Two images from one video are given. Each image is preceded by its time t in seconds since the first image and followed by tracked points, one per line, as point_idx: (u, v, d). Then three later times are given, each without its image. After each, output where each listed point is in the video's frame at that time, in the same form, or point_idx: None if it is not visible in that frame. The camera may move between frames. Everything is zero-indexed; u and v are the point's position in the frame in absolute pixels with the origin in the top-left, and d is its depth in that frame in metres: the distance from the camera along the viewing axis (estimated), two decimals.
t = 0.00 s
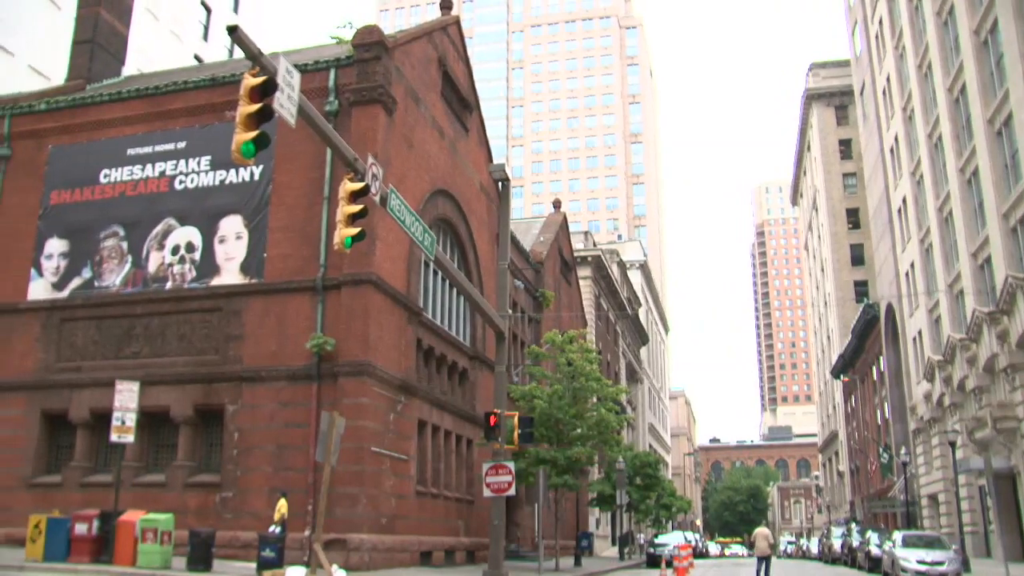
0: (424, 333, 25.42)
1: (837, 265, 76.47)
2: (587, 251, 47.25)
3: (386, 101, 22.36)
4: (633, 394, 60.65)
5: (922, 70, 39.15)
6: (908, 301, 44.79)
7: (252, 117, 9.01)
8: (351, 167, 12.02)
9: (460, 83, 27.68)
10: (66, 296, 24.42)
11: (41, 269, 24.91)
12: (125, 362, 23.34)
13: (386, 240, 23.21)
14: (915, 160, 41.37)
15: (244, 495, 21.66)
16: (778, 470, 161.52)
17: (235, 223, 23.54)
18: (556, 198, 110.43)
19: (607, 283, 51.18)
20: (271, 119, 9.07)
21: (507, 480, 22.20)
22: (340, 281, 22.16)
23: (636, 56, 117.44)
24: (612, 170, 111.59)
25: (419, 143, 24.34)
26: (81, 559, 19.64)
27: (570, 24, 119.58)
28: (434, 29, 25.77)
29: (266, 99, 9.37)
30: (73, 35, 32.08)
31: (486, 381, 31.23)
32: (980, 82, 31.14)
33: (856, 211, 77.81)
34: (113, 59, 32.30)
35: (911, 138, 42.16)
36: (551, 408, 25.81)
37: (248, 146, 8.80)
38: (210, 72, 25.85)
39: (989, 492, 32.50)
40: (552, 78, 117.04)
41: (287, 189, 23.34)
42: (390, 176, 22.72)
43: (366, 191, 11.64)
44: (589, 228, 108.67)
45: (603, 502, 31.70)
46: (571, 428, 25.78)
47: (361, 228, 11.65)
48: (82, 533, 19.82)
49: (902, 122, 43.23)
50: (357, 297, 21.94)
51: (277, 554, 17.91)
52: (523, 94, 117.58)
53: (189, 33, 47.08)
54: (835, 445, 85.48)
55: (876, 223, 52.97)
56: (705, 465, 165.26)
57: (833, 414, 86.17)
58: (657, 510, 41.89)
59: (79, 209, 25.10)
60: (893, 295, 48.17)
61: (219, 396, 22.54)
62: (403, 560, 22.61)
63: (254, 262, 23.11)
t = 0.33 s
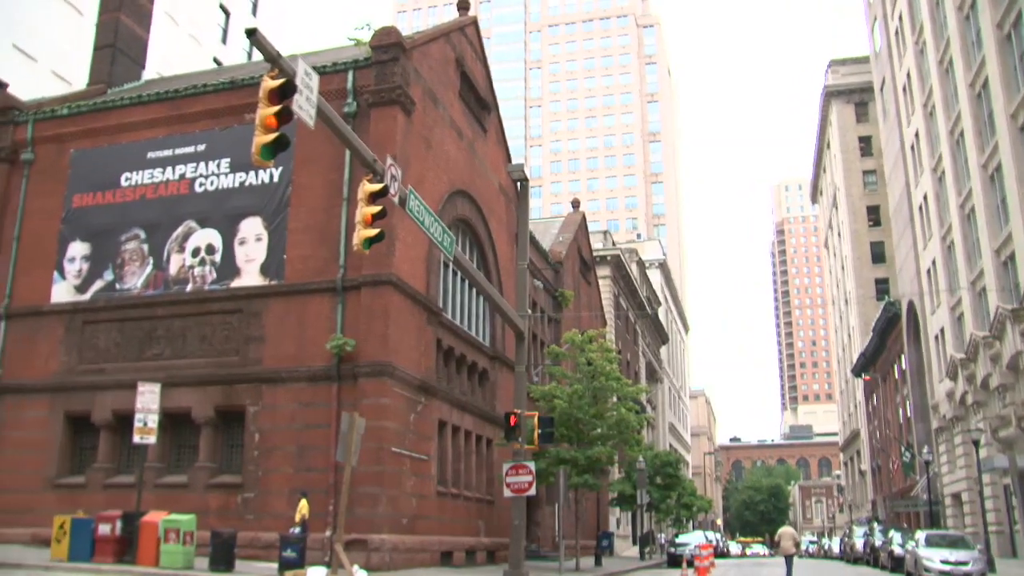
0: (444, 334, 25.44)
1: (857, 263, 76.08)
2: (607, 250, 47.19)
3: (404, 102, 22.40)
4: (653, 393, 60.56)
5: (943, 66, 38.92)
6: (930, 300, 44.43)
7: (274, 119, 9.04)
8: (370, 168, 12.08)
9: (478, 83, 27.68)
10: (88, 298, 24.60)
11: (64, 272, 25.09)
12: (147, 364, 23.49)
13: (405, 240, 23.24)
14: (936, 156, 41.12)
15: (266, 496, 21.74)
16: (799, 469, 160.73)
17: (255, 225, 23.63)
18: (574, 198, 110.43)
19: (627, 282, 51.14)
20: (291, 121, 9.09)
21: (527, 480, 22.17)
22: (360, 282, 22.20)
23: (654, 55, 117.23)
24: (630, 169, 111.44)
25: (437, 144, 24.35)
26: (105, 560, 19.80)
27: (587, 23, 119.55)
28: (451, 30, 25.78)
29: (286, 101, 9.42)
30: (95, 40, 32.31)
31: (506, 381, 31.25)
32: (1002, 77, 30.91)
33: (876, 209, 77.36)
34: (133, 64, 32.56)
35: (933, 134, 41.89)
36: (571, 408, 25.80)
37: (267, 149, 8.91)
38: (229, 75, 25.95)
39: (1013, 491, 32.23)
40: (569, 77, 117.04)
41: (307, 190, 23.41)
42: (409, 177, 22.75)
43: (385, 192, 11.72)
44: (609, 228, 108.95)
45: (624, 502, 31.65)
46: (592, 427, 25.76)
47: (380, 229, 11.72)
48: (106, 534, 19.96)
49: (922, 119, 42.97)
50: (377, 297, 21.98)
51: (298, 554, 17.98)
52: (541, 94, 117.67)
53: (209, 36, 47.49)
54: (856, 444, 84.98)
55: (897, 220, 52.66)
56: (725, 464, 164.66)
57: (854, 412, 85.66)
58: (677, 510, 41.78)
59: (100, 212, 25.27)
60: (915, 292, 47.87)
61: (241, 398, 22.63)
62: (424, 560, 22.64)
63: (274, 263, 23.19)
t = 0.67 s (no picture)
0: (464, 334, 25.48)
1: (878, 261, 75.65)
2: (626, 249, 47.11)
3: (422, 103, 22.43)
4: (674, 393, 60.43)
5: (964, 61, 38.66)
6: (952, 297, 44.11)
7: (293, 120, 9.09)
8: (389, 169, 12.15)
9: (495, 83, 27.68)
10: (110, 301, 24.74)
11: (86, 275, 25.25)
12: (168, 365, 23.64)
13: (424, 241, 23.27)
14: (958, 152, 40.87)
15: (287, 496, 21.82)
16: (819, 468, 159.99)
17: (275, 226, 23.72)
18: (593, 197, 110.39)
19: (646, 281, 51.09)
20: (310, 122, 9.14)
21: (548, 480, 22.15)
22: (380, 282, 22.24)
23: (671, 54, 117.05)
24: (649, 168, 111.25)
25: (455, 144, 24.37)
26: (129, 560, 19.96)
27: (604, 22, 119.53)
28: (469, 30, 25.79)
29: (305, 102, 9.47)
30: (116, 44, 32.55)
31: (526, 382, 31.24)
32: None
33: (897, 206, 76.90)
34: (154, 68, 32.77)
35: (954, 130, 41.61)
36: (591, 408, 25.79)
37: (287, 152, 8.98)
38: (248, 78, 26.06)
39: None
40: (588, 77, 117.03)
41: (325, 191, 23.49)
42: (428, 177, 22.76)
43: (404, 193, 11.79)
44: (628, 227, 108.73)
45: (644, 501, 31.57)
46: (611, 427, 25.74)
47: (399, 231, 11.79)
48: (129, 534, 20.12)
49: (943, 115, 42.70)
50: (397, 298, 22.02)
51: (319, 555, 18.07)
52: (559, 94, 117.77)
53: (228, 40, 47.87)
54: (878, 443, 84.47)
55: (919, 217, 52.32)
56: (745, 463, 164.02)
57: (875, 411, 85.12)
58: (698, 509, 41.67)
59: (121, 215, 25.43)
60: (937, 289, 47.59)
61: (262, 399, 22.73)
62: (445, 561, 22.66)
63: (294, 264, 23.28)
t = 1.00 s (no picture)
0: (483, 334, 25.49)
1: (899, 258, 75.20)
2: (646, 249, 47.00)
3: (441, 103, 22.45)
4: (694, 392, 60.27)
5: (987, 56, 38.35)
6: (975, 294, 43.79)
7: (312, 122, 9.19)
8: (407, 170, 12.24)
9: (513, 83, 27.67)
10: (131, 303, 24.89)
11: (108, 277, 25.40)
12: (189, 367, 23.77)
13: (443, 241, 23.30)
14: (980, 148, 40.54)
15: (308, 497, 21.89)
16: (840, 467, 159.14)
17: (295, 228, 23.78)
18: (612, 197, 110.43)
19: (666, 280, 50.98)
20: (328, 124, 9.28)
21: (568, 480, 22.10)
22: (399, 283, 22.28)
23: (689, 52, 116.79)
24: (668, 167, 111.26)
25: (473, 144, 24.37)
26: (151, 560, 20.04)
27: (622, 21, 119.46)
28: (487, 30, 25.80)
29: (324, 105, 9.60)
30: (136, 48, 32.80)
31: (546, 382, 31.20)
32: None
33: (918, 203, 76.39)
34: (174, 71, 32.95)
35: (976, 126, 41.29)
36: (611, 407, 25.78)
37: (306, 154, 9.07)
38: (267, 80, 26.15)
39: None
40: (605, 76, 117.00)
41: (344, 193, 23.55)
42: (447, 178, 22.78)
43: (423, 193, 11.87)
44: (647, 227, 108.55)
45: (665, 501, 31.46)
46: (632, 427, 25.71)
47: (418, 232, 11.89)
48: (151, 534, 20.20)
49: (965, 111, 42.37)
50: (416, 299, 22.05)
51: (340, 556, 18.10)
52: (577, 93, 117.77)
53: (246, 43, 48.32)
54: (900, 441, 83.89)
55: (940, 214, 51.93)
56: (766, 463, 163.28)
57: (897, 409, 84.55)
58: (719, 509, 41.51)
59: (142, 218, 25.58)
60: (959, 287, 47.24)
61: (282, 400, 22.81)
62: (465, 561, 22.68)
63: (314, 266, 23.35)
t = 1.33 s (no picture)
0: (504, 334, 25.50)
1: (921, 255, 74.71)
2: (665, 248, 46.89)
3: (459, 103, 22.47)
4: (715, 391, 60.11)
5: (1011, 51, 38.04)
6: (998, 291, 43.45)
7: (331, 124, 9.30)
8: (427, 171, 12.38)
9: (531, 83, 27.65)
10: (152, 305, 25.03)
11: (130, 280, 25.56)
12: (210, 369, 23.89)
13: (463, 241, 23.31)
14: (1003, 144, 40.22)
15: (329, 497, 21.97)
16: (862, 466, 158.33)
17: (314, 229, 23.84)
18: (631, 196, 110.89)
19: (686, 279, 50.83)
20: (347, 126, 9.39)
21: (589, 479, 22.06)
22: (419, 284, 22.30)
23: (707, 50, 116.47)
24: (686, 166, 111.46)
25: (491, 144, 24.37)
26: (174, 561, 20.13)
27: (640, 20, 119.30)
28: (505, 30, 25.81)
29: (343, 106, 9.71)
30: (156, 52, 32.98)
31: (567, 382, 31.17)
32: None
33: (940, 199, 75.89)
34: (193, 74, 33.12)
35: (999, 121, 40.97)
36: (631, 407, 25.75)
37: (325, 156, 9.19)
38: (286, 82, 26.24)
39: None
40: (623, 75, 116.98)
41: (365, 194, 23.59)
42: (466, 178, 22.79)
43: (442, 194, 12.01)
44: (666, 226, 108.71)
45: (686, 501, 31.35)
46: (652, 426, 25.67)
47: (439, 232, 12.05)
48: (174, 535, 20.28)
49: (988, 106, 42.06)
50: (436, 299, 22.07)
51: (362, 556, 18.15)
52: (596, 93, 117.91)
53: (266, 46, 48.75)
54: (923, 441, 83.36)
55: (962, 210, 51.54)
56: (786, 461, 162.70)
57: (920, 407, 83.98)
58: (740, 508, 41.37)
59: (163, 221, 25.71)
60: (982, 284, 46.89)
61: (303, 401, 22.89)
62: (486, 561, 22.69)
63: (334, 267, 23.40)
